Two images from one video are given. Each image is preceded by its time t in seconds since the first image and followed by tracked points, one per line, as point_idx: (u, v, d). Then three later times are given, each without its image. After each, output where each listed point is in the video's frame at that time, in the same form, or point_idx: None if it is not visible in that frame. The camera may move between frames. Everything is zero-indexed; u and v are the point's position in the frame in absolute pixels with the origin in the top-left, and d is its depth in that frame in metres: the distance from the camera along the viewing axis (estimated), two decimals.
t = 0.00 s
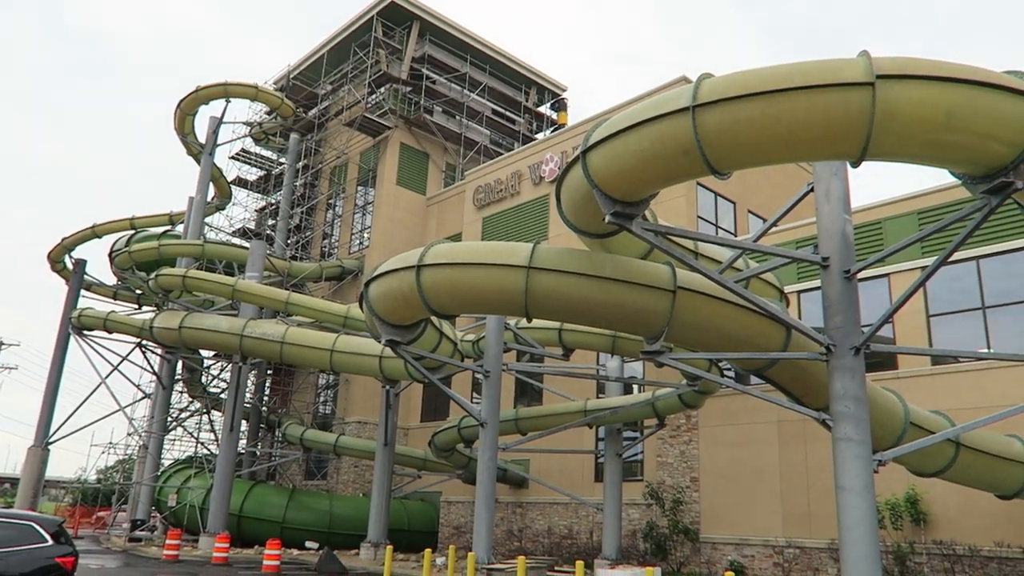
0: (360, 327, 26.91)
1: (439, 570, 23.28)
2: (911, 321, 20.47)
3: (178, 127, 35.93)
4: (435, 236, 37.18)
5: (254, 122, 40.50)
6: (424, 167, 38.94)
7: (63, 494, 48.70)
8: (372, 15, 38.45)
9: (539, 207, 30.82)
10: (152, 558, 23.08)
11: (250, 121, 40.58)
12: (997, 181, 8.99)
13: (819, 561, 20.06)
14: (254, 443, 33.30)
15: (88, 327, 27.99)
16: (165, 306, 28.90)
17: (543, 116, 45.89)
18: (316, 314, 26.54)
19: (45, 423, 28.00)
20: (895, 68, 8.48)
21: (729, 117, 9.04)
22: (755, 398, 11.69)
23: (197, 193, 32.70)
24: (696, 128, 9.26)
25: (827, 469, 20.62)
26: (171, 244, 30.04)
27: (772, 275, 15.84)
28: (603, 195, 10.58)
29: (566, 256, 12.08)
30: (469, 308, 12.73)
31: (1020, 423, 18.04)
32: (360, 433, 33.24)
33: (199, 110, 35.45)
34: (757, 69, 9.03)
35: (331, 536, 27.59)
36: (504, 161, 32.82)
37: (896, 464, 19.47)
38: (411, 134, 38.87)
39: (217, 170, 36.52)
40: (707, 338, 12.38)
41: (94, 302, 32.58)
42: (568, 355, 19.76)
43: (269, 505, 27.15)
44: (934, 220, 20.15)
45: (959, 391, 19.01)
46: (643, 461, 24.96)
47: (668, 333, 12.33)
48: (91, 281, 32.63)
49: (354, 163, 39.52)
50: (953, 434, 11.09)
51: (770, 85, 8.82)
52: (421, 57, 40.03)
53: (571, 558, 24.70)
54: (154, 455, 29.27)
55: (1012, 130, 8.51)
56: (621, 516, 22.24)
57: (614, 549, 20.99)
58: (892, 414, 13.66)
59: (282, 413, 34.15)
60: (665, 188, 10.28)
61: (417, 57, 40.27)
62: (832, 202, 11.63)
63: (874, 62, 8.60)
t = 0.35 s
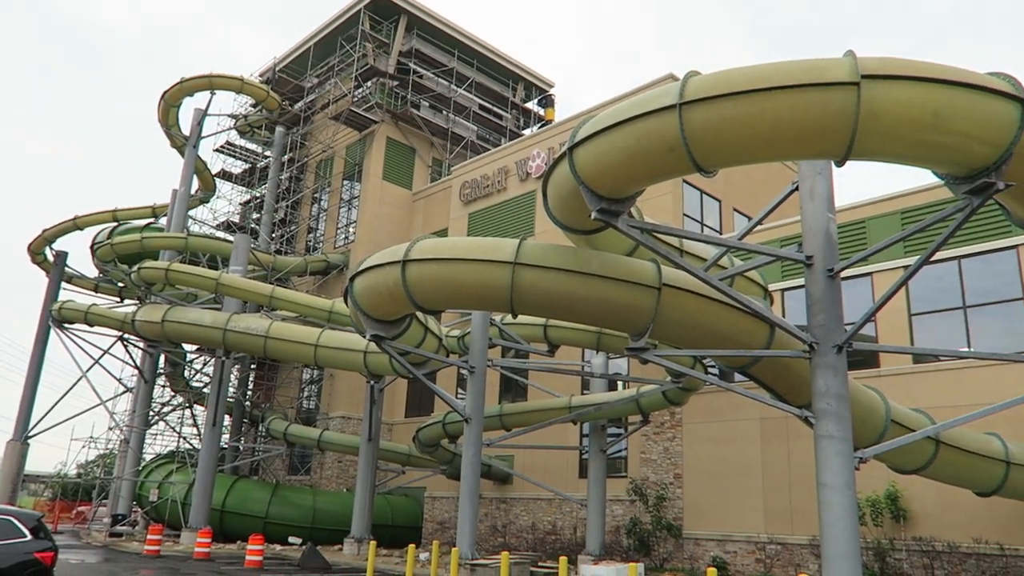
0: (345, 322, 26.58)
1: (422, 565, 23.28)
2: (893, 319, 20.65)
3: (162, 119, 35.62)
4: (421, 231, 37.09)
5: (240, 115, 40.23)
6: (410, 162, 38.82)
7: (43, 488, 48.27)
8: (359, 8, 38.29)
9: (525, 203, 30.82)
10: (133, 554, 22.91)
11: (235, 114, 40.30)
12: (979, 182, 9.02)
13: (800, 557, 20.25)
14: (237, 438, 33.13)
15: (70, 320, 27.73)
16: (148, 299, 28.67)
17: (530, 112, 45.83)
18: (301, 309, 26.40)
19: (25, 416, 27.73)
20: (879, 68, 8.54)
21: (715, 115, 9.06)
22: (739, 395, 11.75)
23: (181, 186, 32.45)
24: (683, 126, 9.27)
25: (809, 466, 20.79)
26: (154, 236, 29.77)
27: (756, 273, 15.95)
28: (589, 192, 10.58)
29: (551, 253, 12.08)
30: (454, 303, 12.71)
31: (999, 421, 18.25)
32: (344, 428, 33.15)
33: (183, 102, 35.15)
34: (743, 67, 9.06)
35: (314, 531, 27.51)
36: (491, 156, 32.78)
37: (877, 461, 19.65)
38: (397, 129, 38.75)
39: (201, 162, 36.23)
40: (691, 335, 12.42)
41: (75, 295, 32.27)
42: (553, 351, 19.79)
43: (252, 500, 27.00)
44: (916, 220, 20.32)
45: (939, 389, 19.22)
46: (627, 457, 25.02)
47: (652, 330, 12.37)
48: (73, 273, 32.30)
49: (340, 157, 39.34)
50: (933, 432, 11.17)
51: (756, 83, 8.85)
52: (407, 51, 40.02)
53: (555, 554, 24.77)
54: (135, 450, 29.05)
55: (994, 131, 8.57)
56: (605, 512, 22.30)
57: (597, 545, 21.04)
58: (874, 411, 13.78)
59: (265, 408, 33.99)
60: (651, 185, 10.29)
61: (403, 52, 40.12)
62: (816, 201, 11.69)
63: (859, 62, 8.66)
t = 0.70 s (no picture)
0: (329, 318, 26.33)
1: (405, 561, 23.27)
2: (875, 318, 20.82)
3: (145, 112, 35.27)
4: (406, 227, 36.97)
5: (223, 108, 39.91)
6: (396, 157, 38.68)
7: (22, 484, 47.77)
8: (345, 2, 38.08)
9: (511, 199, 30.79)
10: (113, 550, 22.72)
11: (219, 107, 39.98)
12: (959, 183, 9.09)
13: (781, 553, 20.43)
14: (219, 433, 32.93)
15: (49, 314, 27.43)
16: (129, 294, 28.41)
17: (516, 109, 45.75)
18: (284, 304, 26.24)
19: (4, 411, 27.43)
20: (862, 68, 8.61)
21: (700, 114, 9.10)
22: (722, 392, 11.80)
23: (164, 179, 32.16)
24: (668, 124, 9.31)
25: (790, 463, 20.95)
26: (137, 230, 29.49)
27: (740, 271, 16.03)
28: (574, 189, 10.60)
29: (537, 250, 12.08)
30: (439, 299, 12.68)
31: (977, 419, 18.47)
32: (328, 423, 33.04)
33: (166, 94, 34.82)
34: (728, 66, 9.10)
35: (297, 527, 27.42)
36: (476, 152, 32.72)
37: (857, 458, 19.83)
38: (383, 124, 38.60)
39: (184, 156, 35.93)
40: (675, 332, 12.47)
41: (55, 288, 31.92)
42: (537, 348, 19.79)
43: (234, 496, 26.87)
44: (898, 220, 20.51)
45: (919, 387, 19.42)
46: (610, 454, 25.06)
47: (636, 327, 12.42)
48: (53, 267, 31.94)
49: (325, 152, 39.13)
50: (913, 430, 11.28)
51: (741, 82, 8.89)
52: (393, 46, 39.81)
53: (538, 551, 24.83)
54: (116, 445, 28.79)
55: (974, 133, 8.66)
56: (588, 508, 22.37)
57: (580, 541, 21.12)
58: (854, 409, 13.90)
59: (248, 403, 33.80)
60: (635, 183, 10.32)
61: (390, 46, 39.96)
62: (800, 200, 11.76)
63: (843, 62, 8.72)
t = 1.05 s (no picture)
0: (316, 313, 26.27)
1: (393, 557, 23.26)
2: (860, 314, 20.97)
3: (130, 106, 34.97)
4: (394, 223, 36.87)
5: (210, 103, 39.63)
6: (384, 153, 38.56)
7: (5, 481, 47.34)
8: None
9: (499, 195, 30.77)
10: (98, 547, 22.57)
11: (206, 101, 39.72)
12: (944, 180, 9.15)
13: (767, 548, 20.58)
14: (206, 430, 32.78)
15: (33, 310, 27.18)
16: (114, 289, 28.18)
17: (504, 104, 45.73)
18: (271, 300, 26.11)
19: None
20: (848, 66, 8.66)
21: (688, 110, 9.13)
22: (708, 388, 11.86)
23: (149, 173, 31.91)
24: (656, 120, 9.34)
25: (777, 459, 21.09)
26: (122, 225, 29.23)
27: (727, 268, 16.11)
28: (563, 185, 10.60)
29: (524, 246, 12.09)
30: (426, 295, 12.66)
31: (961, 415, 18.66)
32: (315, 419, 32.97)
33: (152, 88, 34.54)
34: (715, 63, 9.13)
35: (284, 524, 27.35)
36: (465, 148, 32.68)
37: (842, 453, 19.99)
38: (371, 119, 38.48)
39: (170, 150, 35.66)
40: (663, 328, 12.53)
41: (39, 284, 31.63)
42: (525, 344, 19.81)
43: (220, 492, 26.77)
44: (884, 217, 20.66)
45: (904, 383, 19.59)
46: (598, 449, 25.12)
47: (624, 324, 12.46)
48: (37, 262, 31.64)
49: (312, 147, 38.96)
50: (897, 425, 11.38)
51: (728, 79, 8.92)
52: (381, 41, 39.71)
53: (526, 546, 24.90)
54: (101, 442, 28.59)
55: (959, 131, 8.72)
56: (576, 503, 22.42)
57: (568, 536, 21.17)
58: (840, 405, 14.01)
59: (235, 399, 33.66)
60: (623, 180, 10.34)
61: (377, 41, 39.82)
62: (786, 197, 11.82)
63: (829, 60, 8.77)
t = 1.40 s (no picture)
0: (304, 307, 26.09)
1: (381, 551, 23.27)
2: (847, 310, 21.09)
3: (117, 97, 34.70)
4: (383, 217, 36.77)
5: (198, 95, 39.36)
6: (373, 146, 38.41)
7: None
8: None
9: (489, 189, 30.73)
10: (84, 541, 22.45)
11: (194, 94, 39.45)
12: (931, 177, 9.20)
13: (754, 542, 20.72)
14: (193, 423, 32.64)
15: (19, 302, 26.97)
16: (101, 282, 27.97)
17: (495, 99, 45.67)
18: (260, 293, 26.00)
19: None
20: (837, 63, 8.70)
21: (677, 105, 9.14)
22: (696, 383, 11.90)
23: (136, 166, 31.69)
24: (646, 116, 9.34)
25: (764, 454, 21.21)
26: (108, 217, 29.02)
27: (716, 264, 16.17)
28: (552, 179, 10.60)
29: (514, 240, 12.09)
30: (416, 289, 12.64)
31: (946, 410, 18.82)
32: (303, 414, 32.89)
33: (139, 80, 34.27)
34: (705, 58, 9.15)
35: (272, 518, 27.29)
36: (455, 142, 32.61)
37: (829, 448, 20.12)
38: (360, 112, 38.33)
39: (158, 142, 35.41)
40: (652, 323, 12.55)
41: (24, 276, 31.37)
42: (514, 339, 19.82)
43: (208, 487, 26.67)
44: (871, 214, 20.78)
45: (890, 378, 19.73)
46: (586, 444, 25.18)
47: (613, 319, 12.50)
48: (23, 254, 31.38)
49: (301, 140, 38.77)
50: (883, 421, 11.46)
51: (718, 75, 8.94)
52: (371, 34, 39.57)
53: (514, 540, 24.99)
54: (88, 435, 28.44)
55: (946, 128, 8.77)
56: (564, 498, 22.49)
57: (556, 531, 21.23)
58: (826, 400, 14.09)
59: (222, 393, 33.54)
60: (613, 175, 10.35)
61: (367, 34, 39.66)
62: (775, 193, 11.85)
63: (818, 56, 8.80)
